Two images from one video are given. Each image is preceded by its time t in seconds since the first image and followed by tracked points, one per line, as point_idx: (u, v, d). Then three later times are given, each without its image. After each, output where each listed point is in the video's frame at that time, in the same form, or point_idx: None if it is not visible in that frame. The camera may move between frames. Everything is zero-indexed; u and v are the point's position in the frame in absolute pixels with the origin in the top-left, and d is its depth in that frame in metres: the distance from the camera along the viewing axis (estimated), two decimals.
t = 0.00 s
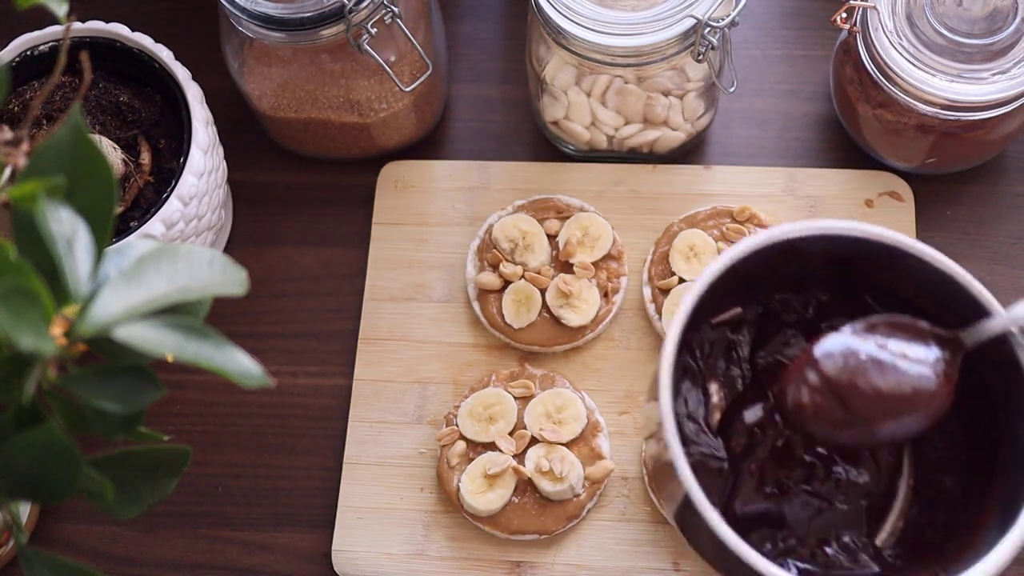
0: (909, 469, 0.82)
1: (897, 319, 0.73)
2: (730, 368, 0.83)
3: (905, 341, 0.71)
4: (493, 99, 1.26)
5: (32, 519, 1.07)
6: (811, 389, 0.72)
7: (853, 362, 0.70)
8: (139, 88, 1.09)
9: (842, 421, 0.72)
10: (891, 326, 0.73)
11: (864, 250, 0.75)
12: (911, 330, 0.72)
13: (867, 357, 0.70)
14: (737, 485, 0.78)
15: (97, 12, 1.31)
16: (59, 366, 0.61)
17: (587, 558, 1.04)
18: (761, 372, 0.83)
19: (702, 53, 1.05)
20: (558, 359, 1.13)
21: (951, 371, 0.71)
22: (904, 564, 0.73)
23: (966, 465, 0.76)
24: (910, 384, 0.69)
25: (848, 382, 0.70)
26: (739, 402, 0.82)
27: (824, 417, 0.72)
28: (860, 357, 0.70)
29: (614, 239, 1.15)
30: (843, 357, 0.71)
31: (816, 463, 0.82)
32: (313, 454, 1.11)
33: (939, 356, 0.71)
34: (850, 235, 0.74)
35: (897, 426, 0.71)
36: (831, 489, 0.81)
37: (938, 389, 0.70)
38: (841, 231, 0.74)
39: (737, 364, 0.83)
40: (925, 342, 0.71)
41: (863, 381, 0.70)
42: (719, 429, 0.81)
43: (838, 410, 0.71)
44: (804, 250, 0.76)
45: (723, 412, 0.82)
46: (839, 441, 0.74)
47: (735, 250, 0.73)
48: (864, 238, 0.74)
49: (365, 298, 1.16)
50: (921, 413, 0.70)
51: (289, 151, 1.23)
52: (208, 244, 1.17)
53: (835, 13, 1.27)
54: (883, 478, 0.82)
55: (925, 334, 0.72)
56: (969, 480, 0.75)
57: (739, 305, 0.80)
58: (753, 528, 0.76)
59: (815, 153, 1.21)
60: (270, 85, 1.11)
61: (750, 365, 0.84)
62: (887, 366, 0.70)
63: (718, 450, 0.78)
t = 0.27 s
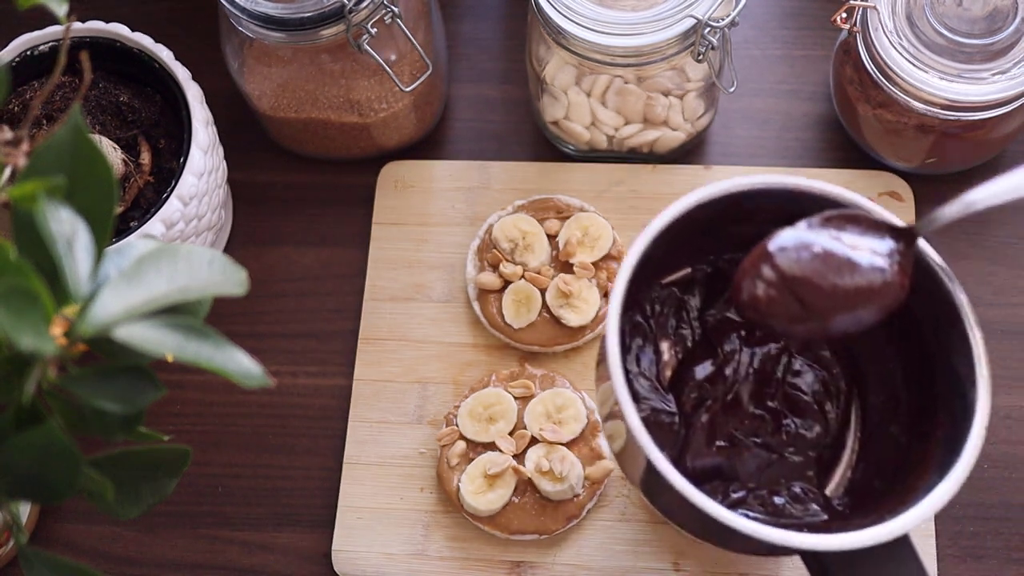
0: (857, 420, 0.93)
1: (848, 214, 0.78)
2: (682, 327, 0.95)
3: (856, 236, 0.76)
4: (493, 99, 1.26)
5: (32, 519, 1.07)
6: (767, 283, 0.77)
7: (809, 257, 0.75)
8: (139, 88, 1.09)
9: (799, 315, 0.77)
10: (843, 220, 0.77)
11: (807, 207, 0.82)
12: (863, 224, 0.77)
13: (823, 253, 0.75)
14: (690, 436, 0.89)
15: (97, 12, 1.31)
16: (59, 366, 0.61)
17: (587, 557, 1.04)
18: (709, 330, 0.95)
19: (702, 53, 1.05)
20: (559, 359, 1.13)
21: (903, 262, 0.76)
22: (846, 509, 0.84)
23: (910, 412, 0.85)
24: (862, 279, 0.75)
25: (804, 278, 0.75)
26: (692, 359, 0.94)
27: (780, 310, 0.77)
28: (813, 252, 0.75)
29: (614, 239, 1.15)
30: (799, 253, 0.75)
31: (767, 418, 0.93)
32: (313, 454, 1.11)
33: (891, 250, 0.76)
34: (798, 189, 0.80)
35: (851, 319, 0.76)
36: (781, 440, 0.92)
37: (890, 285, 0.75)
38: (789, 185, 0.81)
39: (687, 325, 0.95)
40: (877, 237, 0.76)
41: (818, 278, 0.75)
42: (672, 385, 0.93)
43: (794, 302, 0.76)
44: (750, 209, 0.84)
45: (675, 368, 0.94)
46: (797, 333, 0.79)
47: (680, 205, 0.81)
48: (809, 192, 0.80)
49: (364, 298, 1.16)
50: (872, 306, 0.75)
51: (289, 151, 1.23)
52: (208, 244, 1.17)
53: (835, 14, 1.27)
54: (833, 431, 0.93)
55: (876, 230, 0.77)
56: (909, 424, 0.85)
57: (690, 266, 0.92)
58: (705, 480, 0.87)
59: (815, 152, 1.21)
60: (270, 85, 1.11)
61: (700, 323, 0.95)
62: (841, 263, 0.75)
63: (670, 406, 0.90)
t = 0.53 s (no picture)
0: (806, 398, 0.92)
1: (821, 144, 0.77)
2: (631, 313, 0.94)
3: (829, 165, 0.75)
4: (493, 99, 1.26)
5: (32, 519, 1.07)
6: (741, 211, 0.75)
7: (782, 183, 0.74)
8: (139, 88, 1.09)
9: (773, 244, 0.76)
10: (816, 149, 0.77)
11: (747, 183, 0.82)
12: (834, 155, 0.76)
13: (796, 180, 0.74)
14: (641, 421, 0.88)
15: (97, 12, 1.31)
16: (59, 366, 0.61)
17: (587, 557, 1.04)
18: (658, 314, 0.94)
19: (702, 53, 1.05)
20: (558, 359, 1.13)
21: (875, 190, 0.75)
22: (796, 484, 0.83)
23: (856, 385, 0.85)
24: (835, 207, 0.73)
25: (779, 205, 0.74)
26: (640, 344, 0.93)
27: (755, 239, 0.76)
28: (786, 180, 0.74)
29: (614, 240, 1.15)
30: (773, 180, 0.74)
31: (717, 400, 0.92)
32: (313, 454, 1.11)
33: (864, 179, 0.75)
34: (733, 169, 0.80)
35: (824, 250, 0.75)
36: (731, 419, 0.92)
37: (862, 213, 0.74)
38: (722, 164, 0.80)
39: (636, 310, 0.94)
40: (849, 168, 0.76)
41: (792, 204, 0.74)
42: (622, 369, 0.91)
43: (768, 230, 0.75)
44: (691, 190, 0.83)
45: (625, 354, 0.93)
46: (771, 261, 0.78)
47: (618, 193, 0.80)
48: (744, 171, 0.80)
49: (365, 298, 1.16)
50: (847, 234, 0.74)
51: (289, 151, 1.23)
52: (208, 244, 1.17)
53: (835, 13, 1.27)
54: (783, 409, 0.93)
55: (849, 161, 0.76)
56: (854, 396, 0.85)
57: (635, 253, 0.91)
58: (657, 464, 0.86)
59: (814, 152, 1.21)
60: (270, 85, 1.11)
61: (649, 309, 0.94)
62: (814, 190, 0.73)
63: (620, 390, 0.88)
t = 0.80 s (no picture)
0: (743, 486, 0.92)
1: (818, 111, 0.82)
2: (557, 419, 0.92)
3: (827, 131, 0.80)
4: (493, 99, 1.26)
5: (31, 519, 1.07)
6: (742, 179, 0.81)
7: (781, 151, 0.79)
8: (139, 88, 1.09)
9: (773, 211, 0.81)
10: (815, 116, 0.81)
11: (658, 281, 0.82)
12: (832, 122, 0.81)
13: (795, 148, 0.79)
14: (577, 534, 0.86)
15: (97, 12, 1.31)
16: (59, 366, 0.61)
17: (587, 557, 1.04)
18: (585, 418, 0.92)
19: (702, 53, 1.05)
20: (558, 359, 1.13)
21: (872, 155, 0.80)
22: None
23: (796, 473, 0.85)
24: (833, 173, 0.79)
25: (777, 172, 0.79)
26: (571, 455, 0.91)
27: (755, 206, 0.81)
28: (786, 147, 0.79)
29: (614, 239, 1.15)
30: (771, 148, 0.80)
31: (654, 502, 0.90)
32: (313, 454, 1.11)
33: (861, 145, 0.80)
34: (645, 266, 0.80)
35: (821, 215, 0.80)
36: (669, 521, 0.90)
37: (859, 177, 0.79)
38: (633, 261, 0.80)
39: (559, 410, 0.92)
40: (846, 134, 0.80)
41: (791, 171, 0.79)
42: (553, 480, 0.89)
43: (767, 196, 0.80)
44: (602, 292, 0.83)
45: (555, 464, 0.90)
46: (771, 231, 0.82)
47: (533, 300, 0.79)
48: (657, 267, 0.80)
49: (365, 298, 1.16)
50: (845, 197, 0.79)
51: (289, 151, 1.23)
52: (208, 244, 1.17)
53: (835, 13, 1.27)
54: (721, 504, 0.91)
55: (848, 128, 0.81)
56: (795, 483, 0.85)
57: (558, 354, 0.90)
58: None
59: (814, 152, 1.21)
60: (270, 85, 1.11)
61: (575, 413, 0.93)
62: (813, 157, 0.79)
63: (551, 505, 0.86)
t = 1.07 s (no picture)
0: None
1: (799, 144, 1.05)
2: (579, 535, 0.83)
3: (808, 163, 1.04)
4: (493, 99, 1.26)
5: (31, 519, 1.07)
6: (737, 208, 1.03)
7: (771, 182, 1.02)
8: (138, 88, 1.09)
9: (767, 229, 1.02)
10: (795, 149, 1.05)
11: (679, 390, 0.77)
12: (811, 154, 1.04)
13: (783, 178, 1.02)
14: None
15: (97, 12, 1.31)
16: (59, 366, 0.61)
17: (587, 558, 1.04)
18: (611, 533, 0.84)
19: (702, 53, 1.05)
20: (559, 359, 1.13)
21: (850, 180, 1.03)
22: None
23: None
24: (820, 196, 1.01)
25: (770, 199, 1.01)
26: None
27: (746, 228, 1.03)
28: (772, 177, 1.02)
29: (614, 239, 1.15)
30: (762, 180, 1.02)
31: None
32: (313, 454, 1.11)
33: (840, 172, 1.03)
34: (670, 377, 0.75)
35: (814, 229, 1.01)
36: None
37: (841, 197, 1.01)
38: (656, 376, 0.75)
39: (584, 528, 0.83)
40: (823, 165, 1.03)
41: (781, 198, 1.01)
42: None
43: (762, 219, 1.02)
44: (620, 405, 0.77)
45: None
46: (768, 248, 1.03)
47: (560, 417, 0.74)
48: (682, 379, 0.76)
49: (365, 298, 1.16)
50: (832, 213, 1.01)
51: (289, 151, 1.23)
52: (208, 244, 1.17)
53: (835, 13, 1.27)
54: None
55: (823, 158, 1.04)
56: None
57: (574, 464, 0.81)
58: None
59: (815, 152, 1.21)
60: (270, 85, 1.11)
61: (600, 529, 0.84)
62: (801, 185, 1.02)
63: None
